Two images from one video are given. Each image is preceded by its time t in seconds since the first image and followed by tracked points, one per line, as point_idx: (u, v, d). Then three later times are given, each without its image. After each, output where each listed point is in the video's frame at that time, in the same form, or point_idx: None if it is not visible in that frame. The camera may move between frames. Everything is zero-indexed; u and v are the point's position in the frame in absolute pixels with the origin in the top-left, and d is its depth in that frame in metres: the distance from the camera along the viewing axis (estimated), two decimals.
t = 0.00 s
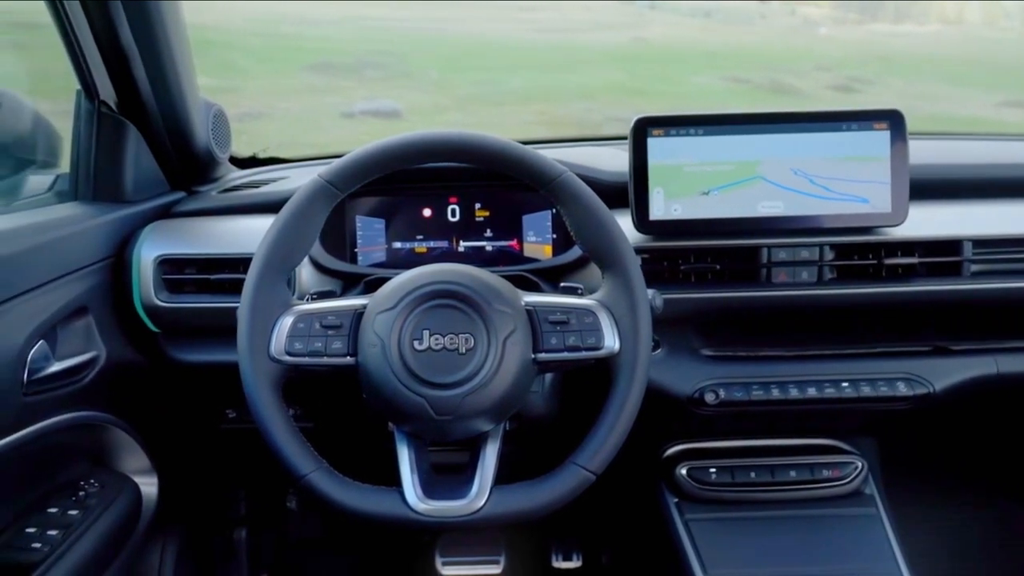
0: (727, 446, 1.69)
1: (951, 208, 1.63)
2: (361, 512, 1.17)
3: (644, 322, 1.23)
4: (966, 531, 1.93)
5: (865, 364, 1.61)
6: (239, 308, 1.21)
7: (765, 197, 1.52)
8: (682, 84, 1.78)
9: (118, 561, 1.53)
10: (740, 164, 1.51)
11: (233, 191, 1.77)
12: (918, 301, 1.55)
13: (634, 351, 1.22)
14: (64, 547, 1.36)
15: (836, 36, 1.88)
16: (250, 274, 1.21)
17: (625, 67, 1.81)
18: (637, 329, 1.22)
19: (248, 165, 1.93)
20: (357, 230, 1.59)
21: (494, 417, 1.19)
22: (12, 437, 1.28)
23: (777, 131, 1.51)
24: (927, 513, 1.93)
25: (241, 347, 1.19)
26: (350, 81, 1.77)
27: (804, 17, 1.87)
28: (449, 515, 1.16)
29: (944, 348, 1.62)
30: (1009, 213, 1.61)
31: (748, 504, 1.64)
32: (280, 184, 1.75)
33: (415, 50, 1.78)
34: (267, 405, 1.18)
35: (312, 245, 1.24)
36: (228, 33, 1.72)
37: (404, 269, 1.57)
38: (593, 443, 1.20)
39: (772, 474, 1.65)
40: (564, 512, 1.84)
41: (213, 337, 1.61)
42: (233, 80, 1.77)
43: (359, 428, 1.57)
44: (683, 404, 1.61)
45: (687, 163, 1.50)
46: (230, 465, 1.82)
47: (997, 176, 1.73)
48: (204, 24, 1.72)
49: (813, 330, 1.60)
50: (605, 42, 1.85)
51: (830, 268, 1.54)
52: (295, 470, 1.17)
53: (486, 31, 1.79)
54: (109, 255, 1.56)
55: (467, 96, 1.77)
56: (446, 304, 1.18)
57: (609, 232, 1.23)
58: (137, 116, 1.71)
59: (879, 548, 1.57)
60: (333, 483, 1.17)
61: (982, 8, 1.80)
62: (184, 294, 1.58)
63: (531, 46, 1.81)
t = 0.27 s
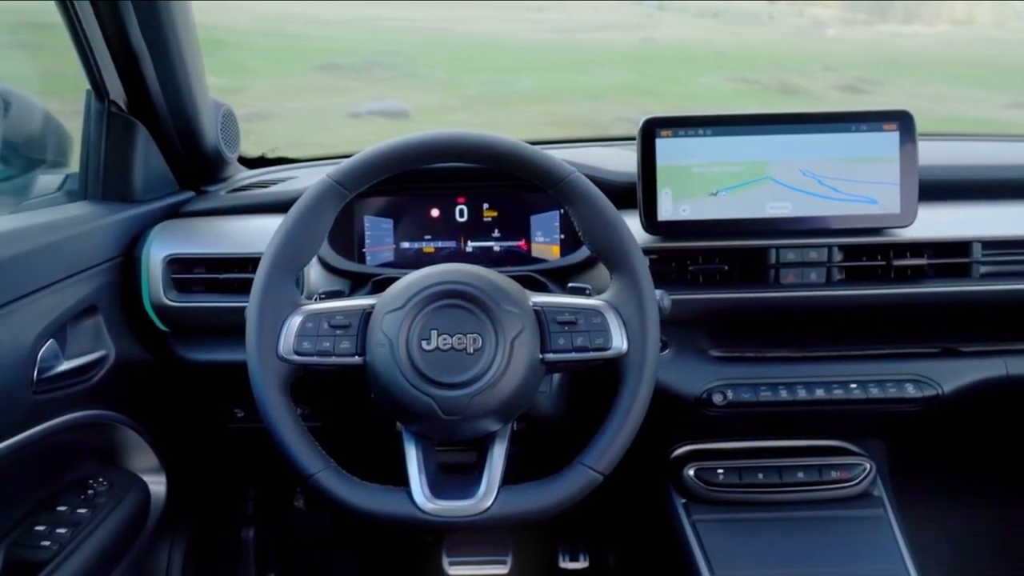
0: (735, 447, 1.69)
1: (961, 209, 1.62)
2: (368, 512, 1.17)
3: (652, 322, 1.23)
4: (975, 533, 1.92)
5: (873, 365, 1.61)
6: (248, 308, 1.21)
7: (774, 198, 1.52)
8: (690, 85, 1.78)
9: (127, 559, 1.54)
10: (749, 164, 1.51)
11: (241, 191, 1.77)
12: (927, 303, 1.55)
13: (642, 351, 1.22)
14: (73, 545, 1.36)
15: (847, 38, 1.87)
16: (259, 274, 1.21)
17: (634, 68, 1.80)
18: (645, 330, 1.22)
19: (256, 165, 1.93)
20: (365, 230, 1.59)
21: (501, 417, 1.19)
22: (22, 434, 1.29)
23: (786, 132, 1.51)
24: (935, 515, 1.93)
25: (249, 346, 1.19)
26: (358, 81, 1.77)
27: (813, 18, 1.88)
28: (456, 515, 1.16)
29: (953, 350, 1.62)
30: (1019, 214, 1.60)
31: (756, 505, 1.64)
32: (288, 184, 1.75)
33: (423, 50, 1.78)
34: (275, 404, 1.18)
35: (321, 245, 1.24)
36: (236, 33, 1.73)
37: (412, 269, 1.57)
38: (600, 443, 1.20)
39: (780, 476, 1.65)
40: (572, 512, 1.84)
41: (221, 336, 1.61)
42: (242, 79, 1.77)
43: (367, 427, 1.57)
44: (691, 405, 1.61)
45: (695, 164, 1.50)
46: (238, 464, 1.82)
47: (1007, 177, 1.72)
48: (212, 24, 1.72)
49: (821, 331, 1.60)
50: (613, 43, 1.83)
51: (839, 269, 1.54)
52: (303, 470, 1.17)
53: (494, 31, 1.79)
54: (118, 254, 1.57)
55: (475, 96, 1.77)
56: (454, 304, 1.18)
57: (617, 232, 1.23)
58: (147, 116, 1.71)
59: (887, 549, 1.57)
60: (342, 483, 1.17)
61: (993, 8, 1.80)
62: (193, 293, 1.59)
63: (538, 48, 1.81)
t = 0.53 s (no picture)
0: (742, 448, 1.69)
1: (970, 211, 1.62)
2: (376, 511, 1.18)
3: (660, 322, 1.23)
4: (983, 536, 1.91)
5: (882, 367, 1.60)
6: (256, 307, 1.21)
7: (782, 198, 1.52)
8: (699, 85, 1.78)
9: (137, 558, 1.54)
10: (758, 165, 1.51)
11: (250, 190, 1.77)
12: (937, 304, 1.54)
13: (650, 351, 1.21)
14: (81, 542, 1.36)
15: (855, 37, 1.86)
16: (267, 273, 1.21)
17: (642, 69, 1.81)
18: (654, 330, 1.22)
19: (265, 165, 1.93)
20: (373, 230, 1.59)
21: (509, 417, 1.19)
22: (31, 433, 1.30)
23: (795, 133, 1.51)
24: (943, 517, 1.92)
25: (258, 346, 1.19)
26: (365, 81, 1.77)
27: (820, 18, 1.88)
28: (464, 515, 1.16)
29: (962, 351, 1.61)
30: None
31: (764, 506, 1.63)
32: (296, 184, 1.75)
33: (431, 50, 1.79)
34: (283, 403, 1.18)
35: (329, 245, 1.24)
36: (244, 32, 1.73)
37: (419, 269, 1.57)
38: (608, 444, 1.20)
39: (788, 478, 1.64)
40: (579, 513, 1.85)
41: (230, 335, 1.62)
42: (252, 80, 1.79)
43: (374, 427, 1.58)
44: (698, 405, 1.61)
45: (704, 164, 1.49)
46: (246, 463, 1.83)
47: (1018, 179, 1.71)
48: (221, 24, 1.73)
49: (830, 333, 1.60)
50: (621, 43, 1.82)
51: (848, 270, 1.54)
52: (311, 469, 1.17)
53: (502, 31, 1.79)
54: (127, 253, 1.57)
55: (482, 96, 1.77)
56: (462, 304, 1.18)
57: (625, 232, 1.23)
58: (156, 116, 1.72)
59: (895, 551, 1.57)
60: (349, 482, 1.18)
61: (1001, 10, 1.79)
62: (201, 292, 1.59)
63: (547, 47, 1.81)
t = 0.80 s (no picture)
0: (749, 448, 1.68)
1: (978, 211, 1.61)
2: (382, 511, 1.18)
3: (667, 323, 1.22)
4: (991, 538, 1.90)
5: (889, 368, 1.60)
6: (263, 306, 1.21)
7: (790, 199, 1.52)
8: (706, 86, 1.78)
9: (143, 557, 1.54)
10: (765, 166, 1.51)
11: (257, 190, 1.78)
12: (944, 305, 1.54)
13: (657, 352, 1.21)
14: (89, 541, 1.37)
15: (863, 38, 1.86)
16: (274, 273, 1.21)
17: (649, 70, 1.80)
18: (660, 330, 1.22)
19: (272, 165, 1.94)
20: (380, 229, 1.59)
21: (516, 417, 1.19)
22: (39, 432, 1.30)
23: (802, 133, 1.51)
24: (950, 519, 1.91)
25: (265, 345, 1.19)
26: (372, 82, 1.76)
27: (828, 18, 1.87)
28: (470, 515, 1.16)
29: (970, 353, 1.61)
30: None
31: (770, 507, 1.63)
32: (303, 184, 1.76)
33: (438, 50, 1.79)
34: (290, 403, 1.19)
35: (336, 245, 1.25)
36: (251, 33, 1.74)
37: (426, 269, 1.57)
38: (615, 444, 1.20)
39: (795, 479, 1.64)
40: (585, 513, 1.84)
41: (237, 335, 1.62)
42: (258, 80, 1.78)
43: (381, 427, 1.58)
44: (705, 406, 1.61)
45: (711, 165, 1.49)
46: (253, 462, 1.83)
47: None
48: (228, 24, 1.73)
49: (837, 334, 1.59)
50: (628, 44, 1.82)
51: (855, 271, 1.53)
52: (317, 469, 1.17)
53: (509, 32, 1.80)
54: (135, 253, 1.58)
55: (489, 96, 1.77)
56: (469, 304, 1.19)
57: (632, 233, 1.23)
58: (164, 116, 1.72)
59: (902, 553, 1.56)
60: (356, 482, 1.18)
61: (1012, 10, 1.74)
62: (209, 292, 1.60)
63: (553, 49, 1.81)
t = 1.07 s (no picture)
0: (757, 450, 1.68)
1: (987, 212, 1.61)
2: (390, 511, 1.18)
3: (675, 323, 1.22)
4: (1000, 539, 1.90)
5: (897, 369, 1.60)
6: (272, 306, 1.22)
7: (798, 200, 1.51)
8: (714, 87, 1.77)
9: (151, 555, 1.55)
10: (774, 167, 1.50)
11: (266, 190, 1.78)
12: (953, 306, 1.53)
13: (665, 352, 1.21)
14: (98, 537, 1.37)
15: (871, 38, 1.86)
16: (282, 273, 1.22)
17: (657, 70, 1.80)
18: (668, 331, 1.22)
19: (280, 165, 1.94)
20: (388, 229, 1.60)
21: (523, 417, 1.19)
22: (48, 429, 1.30)
23: (810, 134, 1.51)
24: (959, 521, 1.91)
25: (273, 345, 1.20)
26: (380, 81, 1.77)
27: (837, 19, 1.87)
28: (478, 515, 1.16)
29: (979, 354, 1.60)
30: None
31: (778, 508, 1.63)
32: (311, 184, 1.76)
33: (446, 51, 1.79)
34: (298, 402, 1.19)
35: (344, 244, 1.25)
36: (260, 33, 1.74)
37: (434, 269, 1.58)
38: (622, 445, 1.20)
39: (802, 480, 1.63)
40: (592, 514, 1.84)
41: (246, 334, 1.63)
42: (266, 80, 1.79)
43: (388, 426, 1.58)
44: (713, 407, 1.60)
45: (719, 165, 1.49)
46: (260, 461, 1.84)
47: None
48: (237, 25, 1.74)
49: (845, 335, 1.59)
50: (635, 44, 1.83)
51: (864, 272, 1.53)
52: (326, 468, 1.17)
53: (516, 31, 1.80)
54: (144, 252, 1.58)
55: (497, 96, 1.77)
56: (477, 304, 1.19)
57: (640, 233, 1.23)
58: (172, 115, 1.73)
59: (910, 554, 1.56)
60: (364, 482, 1.18)
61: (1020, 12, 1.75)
62: (218, 291, 1.60)
63: (560, 48, 1.81)
